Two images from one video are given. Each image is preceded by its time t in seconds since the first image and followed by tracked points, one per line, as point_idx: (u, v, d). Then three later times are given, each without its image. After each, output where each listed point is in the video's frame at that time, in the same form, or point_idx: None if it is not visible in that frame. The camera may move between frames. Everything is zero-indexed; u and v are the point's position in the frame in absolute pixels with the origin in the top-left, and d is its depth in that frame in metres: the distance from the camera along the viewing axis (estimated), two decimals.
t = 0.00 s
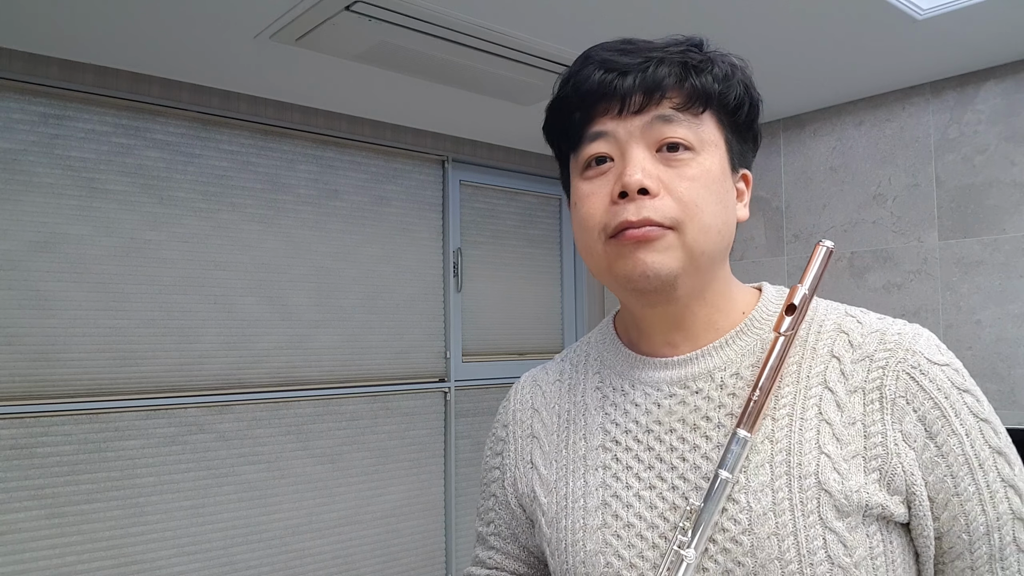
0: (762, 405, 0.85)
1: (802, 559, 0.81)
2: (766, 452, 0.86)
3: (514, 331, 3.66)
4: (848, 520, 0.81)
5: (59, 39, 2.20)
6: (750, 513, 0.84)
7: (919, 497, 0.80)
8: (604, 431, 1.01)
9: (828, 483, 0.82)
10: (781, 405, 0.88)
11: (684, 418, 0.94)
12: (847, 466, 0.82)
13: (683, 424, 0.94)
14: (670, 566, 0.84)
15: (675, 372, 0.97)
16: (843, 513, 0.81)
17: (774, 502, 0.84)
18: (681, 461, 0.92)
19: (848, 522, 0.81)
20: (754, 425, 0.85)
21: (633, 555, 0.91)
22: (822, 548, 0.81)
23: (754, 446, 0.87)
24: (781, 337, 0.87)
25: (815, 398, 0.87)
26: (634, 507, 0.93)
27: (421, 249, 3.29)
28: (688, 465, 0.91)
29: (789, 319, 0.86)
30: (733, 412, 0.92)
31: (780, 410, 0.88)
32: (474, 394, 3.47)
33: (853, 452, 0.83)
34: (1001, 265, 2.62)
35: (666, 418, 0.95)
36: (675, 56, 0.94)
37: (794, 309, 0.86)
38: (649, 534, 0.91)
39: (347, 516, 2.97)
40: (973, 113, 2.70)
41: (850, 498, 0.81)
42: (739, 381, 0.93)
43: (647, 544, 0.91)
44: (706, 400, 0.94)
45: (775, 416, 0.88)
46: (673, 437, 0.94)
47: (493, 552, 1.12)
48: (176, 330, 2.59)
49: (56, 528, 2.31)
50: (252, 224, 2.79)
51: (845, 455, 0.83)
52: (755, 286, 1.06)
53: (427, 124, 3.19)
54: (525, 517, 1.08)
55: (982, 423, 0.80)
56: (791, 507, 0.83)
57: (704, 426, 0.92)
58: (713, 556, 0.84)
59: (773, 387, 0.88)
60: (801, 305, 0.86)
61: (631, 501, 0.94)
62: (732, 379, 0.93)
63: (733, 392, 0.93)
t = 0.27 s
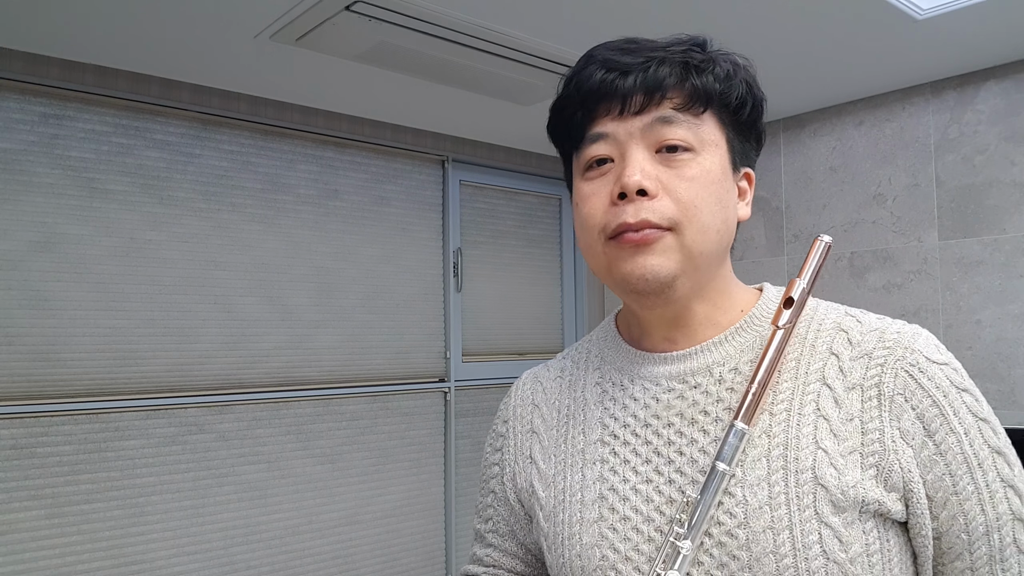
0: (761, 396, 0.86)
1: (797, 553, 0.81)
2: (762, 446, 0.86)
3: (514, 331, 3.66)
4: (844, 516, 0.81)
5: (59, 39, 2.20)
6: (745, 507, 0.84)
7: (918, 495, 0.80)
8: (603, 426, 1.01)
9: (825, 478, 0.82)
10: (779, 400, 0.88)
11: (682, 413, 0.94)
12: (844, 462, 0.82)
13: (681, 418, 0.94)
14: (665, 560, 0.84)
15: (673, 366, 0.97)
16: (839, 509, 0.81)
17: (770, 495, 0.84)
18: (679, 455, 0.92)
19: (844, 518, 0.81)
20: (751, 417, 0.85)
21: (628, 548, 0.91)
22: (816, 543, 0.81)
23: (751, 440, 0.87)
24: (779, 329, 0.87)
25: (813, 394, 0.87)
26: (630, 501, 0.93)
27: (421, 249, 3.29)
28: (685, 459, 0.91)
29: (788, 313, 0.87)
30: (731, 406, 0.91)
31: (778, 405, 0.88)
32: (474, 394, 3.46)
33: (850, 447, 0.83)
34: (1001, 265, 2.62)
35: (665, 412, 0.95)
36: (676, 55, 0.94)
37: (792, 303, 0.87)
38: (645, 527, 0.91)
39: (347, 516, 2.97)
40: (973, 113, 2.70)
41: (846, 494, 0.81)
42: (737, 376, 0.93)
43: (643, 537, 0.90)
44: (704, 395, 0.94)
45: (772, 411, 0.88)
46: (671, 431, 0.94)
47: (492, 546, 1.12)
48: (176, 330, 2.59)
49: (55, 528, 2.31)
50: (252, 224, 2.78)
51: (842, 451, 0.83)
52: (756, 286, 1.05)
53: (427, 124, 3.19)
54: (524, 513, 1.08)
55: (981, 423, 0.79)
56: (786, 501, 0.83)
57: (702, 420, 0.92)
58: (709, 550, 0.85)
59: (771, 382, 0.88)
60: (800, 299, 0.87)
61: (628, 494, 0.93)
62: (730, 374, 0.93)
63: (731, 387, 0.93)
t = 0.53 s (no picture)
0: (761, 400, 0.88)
1: (789, 554, 0.82)
2: (759, 448, 0.87)
3: (514, 331, 3.66)
4: (839, 518, 0.82)
5: (59, 39, 2.20)
6: (740, 508, 0.85)
7: (917, 499, 0.80)
8: (605, 426, 1.02)
9: (820, 479, 0.83)
10: (777, 402, 0.89)
11: (681, 415, 0.95)
12: (840, 464, 0.83)
13: (680, 420, 0.95)
14: (660, 556, 0.86)
15: (672, 368, 0.98)
16: (834, 511, 0.82)
17: (764, 497, 0.85)
18: (678, 455, 0.93)
19: (838, 520, 0.82)
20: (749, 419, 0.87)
21: (625, 546, 0.93)
22: (810, 545, 0.82)
23: (748, 443, 0.87)
24: (780, 333, 0.89)
25: (812, 396, 0.88)
26: (629, 500, 0.94)
27: (421, 249, 3.29)
28: (683, 460, 0.92)
29: (789, 316, 0.89)
30: (730, 408, 0.92)
31: (776, 406, 0.88)
32: (474, 395, 3.46)
33: (848, 450, 0.84)
34: (1001, 265, 2.62)
35: (665, 414, 0.96)
36: (609, 108, 0.86)
37: (794, 307, 0.88)
38: (642, 526, 0.92)
39: (347, 516, 2.97)
40: (973, 112, 2.70)
41: (841, 496, 0.82)
42: (736, 379, 0.94)
43: (640, 536, 0.92)
44: (703, 398, 0.95)
45: (770, 414, 0.88)
46: (671, 433, 0.95)
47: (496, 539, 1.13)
48: (176, 330, 2.59)
49: (55, 528, 2.31)
50: (252, 224, 2.78)
51: (839, 453, 0.84)
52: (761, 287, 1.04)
53: (427, 124, 3.19)
54: (529, 509, 1.10)
55: (983, 427, 0.80)
56: (780, 502, 0.84)
57: (701, 422, 0.93)
58: (702, 550, 0.86)
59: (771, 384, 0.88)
60: (801, 303, 0.89)
61: (626, 494, 0.95)
62: (729, 377, 0.94)
63: (730, 390, 0.93)
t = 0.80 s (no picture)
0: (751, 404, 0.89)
1: (776, 556, 0.84)
2: (750, 451, 0.88)
3: (514, 331, 3.66)
4: (827, 521, 0.84)
5: (58, 39, 2.20)
6: (728, 510, 0.87)
7: (907, 504, 0.82)
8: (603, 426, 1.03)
9: (808, 482, 0.85)
10: (770, 405, 0.90)
11: (676, 416, 0.96)
12: (830, 467, 0.85)
13: (675, 421, 0.96)
14: (649, 556, 0.88)
15: (667, 370, 0.99)
16: (822, 514, 0.84)
17: (753, 499, 0.87)
18: (671, 456, 0.94)
19: (826, 523, 0.83)
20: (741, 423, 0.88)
21: (618, 545, 0.94)
22: (796, 547, 0.84)
23: (739, 445, 0.89)
24: (774, 336, 0.89)
25: (805, 399, 0.89)
26: (622, 500, 0.96)
27: (421, 249, 3.29)
28: (676, 460, 0.94)
29: (783, 319, 0.88)
30: (722, 411, 0.93)
31: (769, 409, 0.90)
32: (474, 394, 3.46)
33: (838, 453, 0.85)
34: (1001, 265, 2.62)
35: (661, 415, 0.97)
36: (593, 126, 0.86)
37: (788, 310, 0.88)
38: (633, 525, 0.93)
39: (346, 516, 2.97)
40: (973, 113, 2.70)
41: (830, 499, 0.83)
42: (731, 381, 0.94)
43: (632, 535, 0.93)
44: (698, 400, 0.95)
45: (763, 416, 0.90)
46: (665, 434, 0.96)
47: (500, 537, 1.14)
48: (176, 330, 2.59)
49: (55, 528, 2.31)
50: (252, 224, 2.78)
51: (829, 457, 0.85)
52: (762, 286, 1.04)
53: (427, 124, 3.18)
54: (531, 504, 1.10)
55: (981, 432, 0.80)
56: (768, 504, 0.86)
57: (696, 423, 0.94)
58: (692, 550, 0.88)
59: (763, 388, 0.90)
60: (795, 307, 0.88)
61: (620, 493, 0.96)
62: (724, 380, 0.94)
63: (724, 392, 0.94)
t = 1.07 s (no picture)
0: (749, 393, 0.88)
1: (771, 565, 0.83)
2: (742, 458, 0.88)
3: (514, 331, 3.66)
4: (821, 529, 0.82)
5: (58, 39, 2.20)
6: (722, 518, 0.86)
7: (901, 509, 0.80)
8: (596, 433, 1.03)
9: (801, 490, 0.83)
10: (762, 411, 0.89)
11: (668, 422, 0.95)
12: (823, 474, 0.83)
13: (667, 428, 0.95)
14: (642, 566, 0.87)
15: (660, 376, 0.98)
16: (816, 522, 0.82)
17: (746, 507, 0.86)
18: (663, 464, 0.94)
19: (821, 531, 0.82)
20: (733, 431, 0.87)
21: (612, 553, 0.93)
22: (791, 557, 0.83)
23: (731, 453, 0.88)
24: (761, 341, 0.88)
25: (797, 404, 0.88)
26: (616, 508, 0.95)
27: (421, 248, 3.29)
28: (669, 468, 0.93)
29: (770, 324, 0.88)
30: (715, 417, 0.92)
31: (761, 415, 0.89)
32: (474, 394, 3.46)
33: (831, 459, 0.84)
34: (1001, 265, 2.61)
35: (652, 421, 0.97)
36: (637, 85, 0.89)
37: (774, 314, 0.87)
38: (628, 533, 0.93)
39: (347, 516, 2.97)
40: (973, 112, 2.70)
41: (823, 507, 0.82)
42: (722, 387, 0.93)
43: (625, 544, 0.93)
44: (690, 406, 0.95)
45: (755, 422, 0.89)
46: (657, 440, 0.95)
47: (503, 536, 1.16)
48: (176, 330, 2.59)
49: (56, 528, 2.31)
50: (252, 224, 2.79)
51: (822, 463, 0.84)
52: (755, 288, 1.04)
53: (427, 124, 3.19)
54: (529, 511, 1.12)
55: (975, 435, 0.78)
56: (762, 513, 0.85)
57: (688, 429, 0.93)
58: (686, 558, 0.87)
59: (755, 392, 0.89)
60: (782, 310, 0.87)
61: (613, 501, 0.96)
62: (716, 385, 0.94)
63: (716, 398, 0.93)
